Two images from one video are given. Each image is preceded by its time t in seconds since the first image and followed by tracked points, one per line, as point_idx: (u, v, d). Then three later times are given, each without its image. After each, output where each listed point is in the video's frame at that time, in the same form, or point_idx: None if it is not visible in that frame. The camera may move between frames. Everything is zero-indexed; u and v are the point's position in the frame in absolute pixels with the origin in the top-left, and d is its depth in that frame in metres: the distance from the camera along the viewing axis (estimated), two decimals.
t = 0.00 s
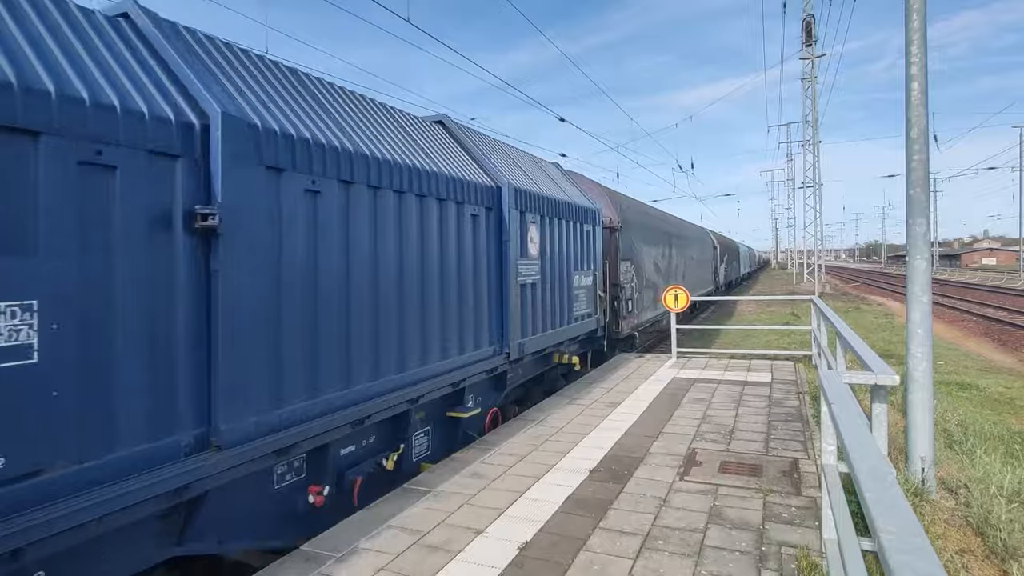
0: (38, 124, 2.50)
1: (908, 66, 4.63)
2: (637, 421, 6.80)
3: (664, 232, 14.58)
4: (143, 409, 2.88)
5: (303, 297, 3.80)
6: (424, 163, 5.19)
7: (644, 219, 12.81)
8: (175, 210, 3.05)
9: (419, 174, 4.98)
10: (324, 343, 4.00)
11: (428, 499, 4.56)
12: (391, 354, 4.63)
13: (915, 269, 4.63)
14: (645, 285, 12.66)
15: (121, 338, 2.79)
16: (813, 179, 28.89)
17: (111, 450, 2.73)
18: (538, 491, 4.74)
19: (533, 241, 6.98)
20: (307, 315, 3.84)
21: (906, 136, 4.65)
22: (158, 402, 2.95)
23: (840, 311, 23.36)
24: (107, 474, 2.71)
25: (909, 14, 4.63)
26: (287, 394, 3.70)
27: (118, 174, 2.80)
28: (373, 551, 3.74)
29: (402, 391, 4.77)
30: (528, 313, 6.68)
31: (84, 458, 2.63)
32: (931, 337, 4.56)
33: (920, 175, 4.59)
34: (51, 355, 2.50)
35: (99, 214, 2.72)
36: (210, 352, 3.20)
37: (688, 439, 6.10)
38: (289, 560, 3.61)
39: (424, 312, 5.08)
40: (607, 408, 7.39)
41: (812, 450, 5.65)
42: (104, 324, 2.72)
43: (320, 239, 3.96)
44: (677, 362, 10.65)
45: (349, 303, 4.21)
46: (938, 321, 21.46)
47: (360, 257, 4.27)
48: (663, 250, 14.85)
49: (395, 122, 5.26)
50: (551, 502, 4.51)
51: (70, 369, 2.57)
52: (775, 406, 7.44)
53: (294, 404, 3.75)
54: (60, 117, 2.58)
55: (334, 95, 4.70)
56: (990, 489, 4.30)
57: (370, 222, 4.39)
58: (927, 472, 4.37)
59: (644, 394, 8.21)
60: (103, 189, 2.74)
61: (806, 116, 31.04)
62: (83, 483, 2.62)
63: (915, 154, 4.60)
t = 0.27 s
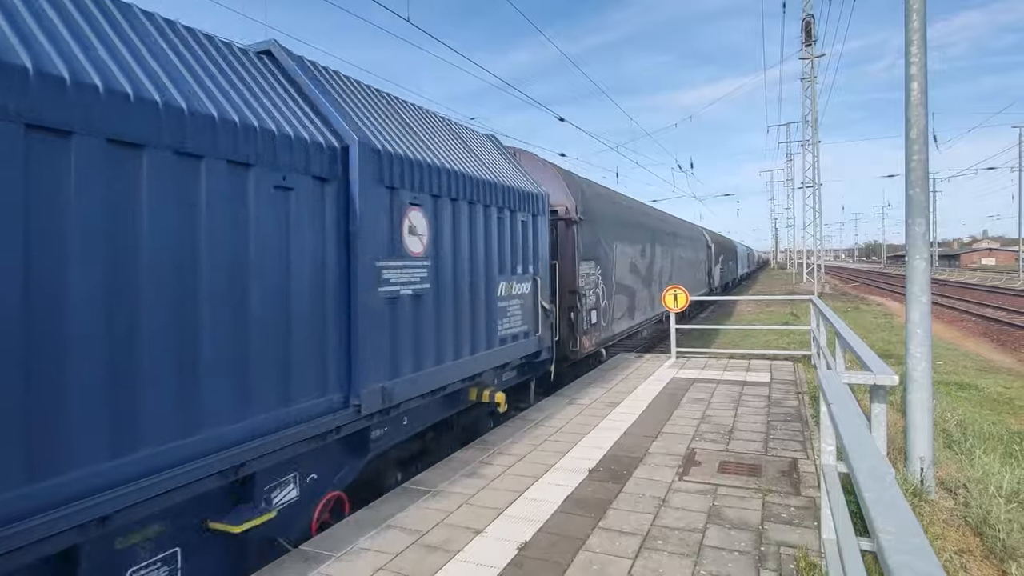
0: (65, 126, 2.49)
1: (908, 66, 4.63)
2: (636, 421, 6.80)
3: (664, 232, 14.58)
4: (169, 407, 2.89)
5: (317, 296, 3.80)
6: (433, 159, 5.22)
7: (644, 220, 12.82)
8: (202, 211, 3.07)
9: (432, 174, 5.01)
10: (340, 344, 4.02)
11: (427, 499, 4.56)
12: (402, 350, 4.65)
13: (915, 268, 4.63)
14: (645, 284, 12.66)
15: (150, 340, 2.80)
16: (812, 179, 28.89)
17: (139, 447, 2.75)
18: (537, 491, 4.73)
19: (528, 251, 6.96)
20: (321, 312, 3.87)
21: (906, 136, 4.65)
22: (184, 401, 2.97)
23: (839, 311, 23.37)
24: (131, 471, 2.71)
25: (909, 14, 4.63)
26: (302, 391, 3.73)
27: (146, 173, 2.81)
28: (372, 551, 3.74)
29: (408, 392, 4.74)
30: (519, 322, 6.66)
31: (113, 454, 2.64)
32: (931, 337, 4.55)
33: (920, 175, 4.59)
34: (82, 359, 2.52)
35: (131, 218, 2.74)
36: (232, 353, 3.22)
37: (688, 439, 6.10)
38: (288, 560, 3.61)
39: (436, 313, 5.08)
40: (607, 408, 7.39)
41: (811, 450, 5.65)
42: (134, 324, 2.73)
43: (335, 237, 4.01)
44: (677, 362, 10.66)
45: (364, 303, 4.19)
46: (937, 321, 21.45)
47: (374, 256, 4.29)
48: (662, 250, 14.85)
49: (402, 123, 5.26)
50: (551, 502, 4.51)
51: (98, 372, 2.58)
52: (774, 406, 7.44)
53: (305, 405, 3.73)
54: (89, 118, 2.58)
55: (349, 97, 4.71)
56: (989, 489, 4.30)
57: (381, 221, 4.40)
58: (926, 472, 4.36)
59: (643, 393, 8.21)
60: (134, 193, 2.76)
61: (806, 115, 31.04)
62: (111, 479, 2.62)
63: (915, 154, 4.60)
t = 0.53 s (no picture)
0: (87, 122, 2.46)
1: (906, 67, 4.64)
2: (635, 422, 6.80)
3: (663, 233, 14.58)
4: (198, 398, 2.90)
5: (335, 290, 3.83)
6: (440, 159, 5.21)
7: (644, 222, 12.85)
8: (224, 205, 3.07)
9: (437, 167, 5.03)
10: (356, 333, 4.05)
11: (426, 499, 4.56)
12: (415, 342, 4.70)
13: (914, 269, 4.64)
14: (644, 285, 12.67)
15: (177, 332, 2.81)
16: (812, 179, 28.91)
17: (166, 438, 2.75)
18: (536, 491, 4.73)
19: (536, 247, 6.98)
20: (340, 305, 3.89)
21: (904, 137, 4.65)
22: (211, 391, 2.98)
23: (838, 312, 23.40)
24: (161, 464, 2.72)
25: (907, 15, 4.64)
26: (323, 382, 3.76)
27: (171, 168, 2.81)
28: (372, 552, 3.74)
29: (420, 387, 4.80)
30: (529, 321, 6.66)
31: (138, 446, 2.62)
32: (931, 337, 4.56)
33: (919, 176, 4.60)
34: (116, 356, 2.53)
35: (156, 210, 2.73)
36: (255, 343, 3.24)
37: (686, 440, 6.10)
38: (287, 560, 3.60)
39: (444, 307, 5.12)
40: (606, 409, 7.39)
41: (810, 451, 5.66)
42: (161, 325, 2.73)
43: (348, 238, 3.99)
44: (676, 363, 10.66)
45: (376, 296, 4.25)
46: (936, 321, 21.47)
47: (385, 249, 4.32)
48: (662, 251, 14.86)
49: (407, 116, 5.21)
50: (550, 503, 4.51)
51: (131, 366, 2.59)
52: (773, 407, 7.45)
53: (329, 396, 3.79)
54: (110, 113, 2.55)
55: (352, 86, 4.65)
56: (987, 490, 4.30)
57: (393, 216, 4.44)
58: (925, 472, 4.36)
59: (642, 394, 8.22)
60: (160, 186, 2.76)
61: (806, 116, 31.07)
62: (134, 480, 2.59)
63: (914, 155, 4.60)
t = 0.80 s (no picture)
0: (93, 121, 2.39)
1: (906, 68, 4.64)
2: (636, 422, 6.81)
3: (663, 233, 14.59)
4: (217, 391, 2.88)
5: (359, 279, 3.85)
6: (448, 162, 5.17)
7: (644, 222, 12.86)
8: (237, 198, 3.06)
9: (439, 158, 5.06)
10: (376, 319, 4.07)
11: (427, 500, 4.55)
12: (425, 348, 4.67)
13: (914, 270, 4.64)
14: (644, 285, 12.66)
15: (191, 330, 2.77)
16: (812, 180, 28.92)
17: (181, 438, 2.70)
18: (537, 492, 4.73)
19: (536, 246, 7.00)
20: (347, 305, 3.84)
21: (905, 137, 4.65)
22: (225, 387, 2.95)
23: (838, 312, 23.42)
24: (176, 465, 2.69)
25: (907, 16, 4.64)
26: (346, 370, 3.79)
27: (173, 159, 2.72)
28: (372, 552, 3.74)
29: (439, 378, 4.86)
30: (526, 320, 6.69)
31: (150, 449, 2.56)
32: (931, 338, 4.55)
33: (919, 177, 4.60)
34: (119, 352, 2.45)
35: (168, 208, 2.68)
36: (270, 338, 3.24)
37: (687, 440, 6.10)
38: (287, 560, 3.60)
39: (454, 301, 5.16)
40: (606, 409, 7.40)
41: (811, 452, 5.66)
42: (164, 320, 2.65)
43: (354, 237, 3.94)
44: (676, 363, 10.67)
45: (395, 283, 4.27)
46: (936, 322, 21.47)
47: (402, 237, 4.35)
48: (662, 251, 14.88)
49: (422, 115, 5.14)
50: (550, 503, 4.51)
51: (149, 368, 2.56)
52: (773, 407, 7.45)
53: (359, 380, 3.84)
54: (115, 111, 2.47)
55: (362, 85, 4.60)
56: (988, 490, 4.30)
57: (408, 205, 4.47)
58: (926, 473, 4.36)
59: (643, 394, 8.22)
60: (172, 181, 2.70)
61: (806, 117, 31.07)
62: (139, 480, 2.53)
63: (914, 156, 4.60)
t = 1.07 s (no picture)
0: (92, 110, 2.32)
1: (908, 68, 4.64)
2: (636, 422, 6.81)
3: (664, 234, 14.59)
4: (221, 373, 2.86)
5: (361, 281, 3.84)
6: (457, 163, 5.15)
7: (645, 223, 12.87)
8: (249, 180, 3.02)
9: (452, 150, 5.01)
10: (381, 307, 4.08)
11: (427, 500, 4.56)
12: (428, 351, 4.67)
13: (915, 271, 4.64)
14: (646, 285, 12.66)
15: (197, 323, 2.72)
16: (813, 181, 28.92)
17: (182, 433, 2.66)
18: (537, 492, 4.73)
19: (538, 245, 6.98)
20: (357, 303, 3.82)
21: (906, 138, 4.65)
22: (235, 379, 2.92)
23: (839, 313, 23.42)
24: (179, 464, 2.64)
25: (909, 17, 4.63)
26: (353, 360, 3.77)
27: (187, 138, 2.68)
28: (373, 552, 3.74)
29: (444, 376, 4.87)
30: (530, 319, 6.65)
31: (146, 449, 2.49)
32: (931, 339, 4.56)
33: (920, 178, 4.59)
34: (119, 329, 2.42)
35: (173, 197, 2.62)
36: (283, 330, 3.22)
37: (687, 441, 6.11)
38: (288, 560, 3.61)
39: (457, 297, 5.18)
40: (606, 409, 7.41)
41: (811, 452, 5.66)
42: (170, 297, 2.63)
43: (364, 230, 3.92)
44: (677, 364, 10.67)
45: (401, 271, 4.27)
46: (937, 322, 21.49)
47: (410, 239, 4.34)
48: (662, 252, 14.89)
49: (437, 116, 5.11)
50: (550, 504, 4.51)
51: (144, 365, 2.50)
52: (774, 408, 7.45)
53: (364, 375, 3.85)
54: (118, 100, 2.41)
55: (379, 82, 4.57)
56: (988, 491, 4.29)
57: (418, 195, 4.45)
58: (926, 474, 4.36)
59: (643, 395, 8.23)
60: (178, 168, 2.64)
61: (807, 117, 31.06)
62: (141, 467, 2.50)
63: (915, 156, 4.61)
